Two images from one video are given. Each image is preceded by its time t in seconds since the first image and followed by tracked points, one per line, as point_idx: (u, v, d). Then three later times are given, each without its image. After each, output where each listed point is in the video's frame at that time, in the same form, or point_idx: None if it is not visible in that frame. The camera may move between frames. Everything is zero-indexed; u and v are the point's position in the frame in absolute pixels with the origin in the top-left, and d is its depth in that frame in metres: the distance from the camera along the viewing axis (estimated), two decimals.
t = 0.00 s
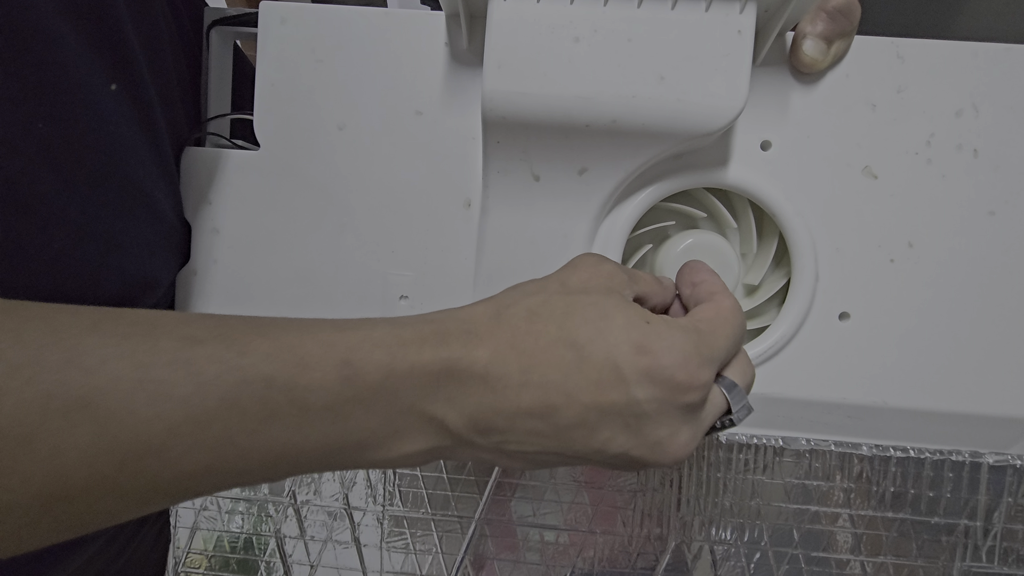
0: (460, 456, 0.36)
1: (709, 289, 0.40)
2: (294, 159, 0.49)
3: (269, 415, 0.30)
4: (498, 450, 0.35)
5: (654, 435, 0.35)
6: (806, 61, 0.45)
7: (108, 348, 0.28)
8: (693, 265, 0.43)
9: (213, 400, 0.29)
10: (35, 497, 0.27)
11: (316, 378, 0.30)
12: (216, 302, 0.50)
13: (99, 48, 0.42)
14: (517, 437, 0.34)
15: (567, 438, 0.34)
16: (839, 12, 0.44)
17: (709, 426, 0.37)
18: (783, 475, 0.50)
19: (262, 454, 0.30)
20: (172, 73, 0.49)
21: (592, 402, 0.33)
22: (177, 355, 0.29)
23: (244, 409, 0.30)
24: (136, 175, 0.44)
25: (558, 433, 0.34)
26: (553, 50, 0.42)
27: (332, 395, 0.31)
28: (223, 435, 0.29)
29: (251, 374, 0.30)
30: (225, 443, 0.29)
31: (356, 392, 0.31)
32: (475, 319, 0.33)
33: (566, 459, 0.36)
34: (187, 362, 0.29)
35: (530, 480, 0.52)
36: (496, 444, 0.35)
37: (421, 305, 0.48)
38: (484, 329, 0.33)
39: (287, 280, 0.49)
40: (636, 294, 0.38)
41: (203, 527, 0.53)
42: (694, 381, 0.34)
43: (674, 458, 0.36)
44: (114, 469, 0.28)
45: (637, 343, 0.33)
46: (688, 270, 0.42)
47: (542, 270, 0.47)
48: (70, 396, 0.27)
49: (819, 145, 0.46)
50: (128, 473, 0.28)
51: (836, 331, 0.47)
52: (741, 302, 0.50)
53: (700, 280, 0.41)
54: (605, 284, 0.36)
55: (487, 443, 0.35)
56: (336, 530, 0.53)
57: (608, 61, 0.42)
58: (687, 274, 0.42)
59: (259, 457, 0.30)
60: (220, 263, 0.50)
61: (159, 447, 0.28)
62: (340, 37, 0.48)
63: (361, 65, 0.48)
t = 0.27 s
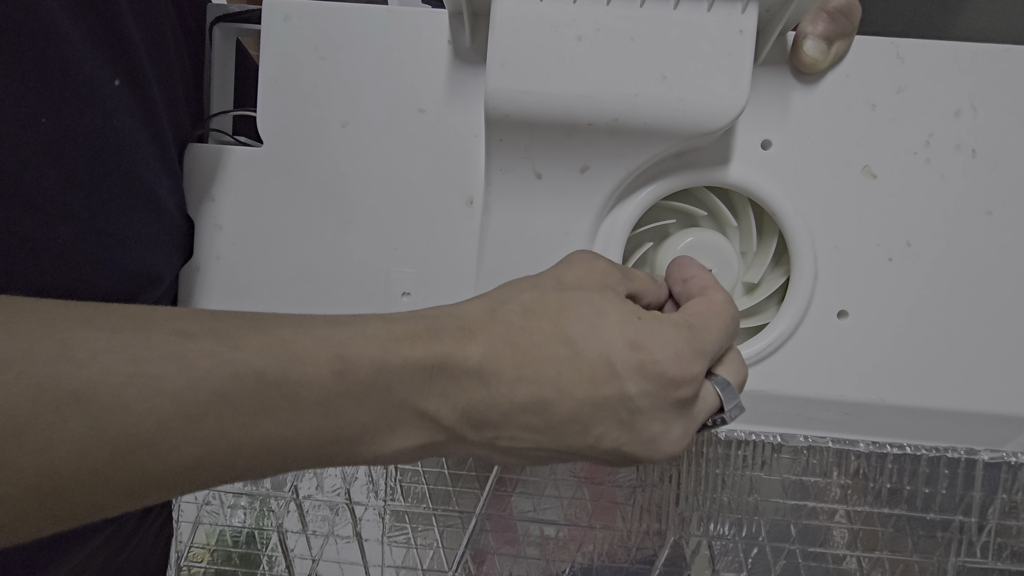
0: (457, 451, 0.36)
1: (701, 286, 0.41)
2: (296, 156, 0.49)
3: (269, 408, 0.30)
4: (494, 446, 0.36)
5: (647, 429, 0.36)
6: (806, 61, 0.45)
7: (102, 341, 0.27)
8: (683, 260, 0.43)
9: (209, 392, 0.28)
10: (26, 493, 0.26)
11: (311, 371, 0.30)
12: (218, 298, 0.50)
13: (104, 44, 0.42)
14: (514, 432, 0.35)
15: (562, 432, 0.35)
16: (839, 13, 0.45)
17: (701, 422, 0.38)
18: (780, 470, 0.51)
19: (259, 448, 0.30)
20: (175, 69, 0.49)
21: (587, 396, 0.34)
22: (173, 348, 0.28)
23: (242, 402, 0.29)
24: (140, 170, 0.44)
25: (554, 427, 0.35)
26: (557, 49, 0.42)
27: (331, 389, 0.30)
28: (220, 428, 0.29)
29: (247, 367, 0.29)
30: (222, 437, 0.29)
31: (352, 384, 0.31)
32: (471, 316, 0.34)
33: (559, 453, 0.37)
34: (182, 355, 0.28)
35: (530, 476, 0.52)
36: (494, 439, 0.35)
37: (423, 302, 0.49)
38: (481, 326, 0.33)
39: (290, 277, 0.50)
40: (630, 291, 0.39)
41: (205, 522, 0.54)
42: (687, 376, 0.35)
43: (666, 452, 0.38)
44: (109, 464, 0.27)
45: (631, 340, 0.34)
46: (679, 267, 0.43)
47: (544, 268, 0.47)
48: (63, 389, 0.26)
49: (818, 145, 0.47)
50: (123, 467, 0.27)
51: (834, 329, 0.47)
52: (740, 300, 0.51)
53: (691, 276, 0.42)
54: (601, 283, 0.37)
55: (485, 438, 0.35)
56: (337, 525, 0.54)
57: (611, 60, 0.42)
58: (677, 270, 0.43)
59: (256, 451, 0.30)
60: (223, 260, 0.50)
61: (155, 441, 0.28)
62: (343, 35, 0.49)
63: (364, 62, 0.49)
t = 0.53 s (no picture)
0: (359, 416, 0.38)
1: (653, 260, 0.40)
2: (298, 156, 0.50)
3: (232, 362, 0.34)
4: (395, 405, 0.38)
5: (547, 370, 0.36)
6: (804, 62, 0.46)
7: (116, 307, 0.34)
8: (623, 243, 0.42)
9: (189, 352, 0.33)
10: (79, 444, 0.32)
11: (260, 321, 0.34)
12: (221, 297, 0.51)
13: (108, 43, 0.42)
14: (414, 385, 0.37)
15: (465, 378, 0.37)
16: (837, 14, 0.45)
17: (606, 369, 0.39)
18: (775, 467, 0.52)
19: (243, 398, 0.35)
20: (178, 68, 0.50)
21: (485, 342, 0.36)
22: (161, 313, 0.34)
23: (212, 357, 0.34)
24: (144, 169, 0.45)
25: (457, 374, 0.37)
26: (556, 50, 0.43)
27: (273, 337, 0.35)
28: (209, 382, 0.34)
29: (211, 327, 0.34)
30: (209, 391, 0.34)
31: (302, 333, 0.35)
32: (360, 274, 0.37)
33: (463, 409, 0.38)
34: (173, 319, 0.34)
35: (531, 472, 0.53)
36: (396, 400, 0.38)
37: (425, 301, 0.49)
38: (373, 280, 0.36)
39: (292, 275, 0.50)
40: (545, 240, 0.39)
41: (209, 518, 0.54)
42: (579, 312, 0.35)
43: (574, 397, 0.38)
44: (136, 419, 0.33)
45: (522, 286, 0.35)
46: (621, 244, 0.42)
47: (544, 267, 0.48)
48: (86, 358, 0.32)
49: (816, 146, 0.47)
50: (149, 423, 0.34)
51: (829, 328, 0.48)
52: (738, 299, 0.51)
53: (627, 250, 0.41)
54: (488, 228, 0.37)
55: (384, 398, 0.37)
56: (339, 521, 0.55)
57: (610, 62, 0.43)
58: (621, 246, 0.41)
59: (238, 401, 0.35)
60: (225, 259, 0.51)
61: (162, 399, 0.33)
62: (344, 35, 0.49)
63: (365, 62, 0.49)
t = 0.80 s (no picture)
0: (344, 417, 0.40)
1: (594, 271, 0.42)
2: (299, 155, 0.50)
3: (224, 367, 0.36)
4: (378, 406, 0.40)
5: (511, 366, 0.39)
6: (804, 66, 0.46)
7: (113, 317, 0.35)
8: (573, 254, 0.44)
9: (184, 357, 0.35)
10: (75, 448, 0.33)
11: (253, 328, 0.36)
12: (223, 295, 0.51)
13: (107, 42, 0.42)
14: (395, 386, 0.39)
15: (440, 377, 0.39)
16: (839, 18, 0.45)
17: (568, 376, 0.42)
18: (769, 466, 0.52)
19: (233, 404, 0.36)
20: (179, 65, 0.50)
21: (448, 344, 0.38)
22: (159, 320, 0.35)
23: (206, 362, 0.35)
24: (144, 169, 0.45)
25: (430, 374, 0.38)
26: (556, 54, 0.43)
27: (263, 343, 0.36)
28: (202, 388, 0.36)
29: (207, 333, 0.36)
30: (201, 395, 0.36)
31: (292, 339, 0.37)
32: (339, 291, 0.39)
33: (442, 406, 0.40)
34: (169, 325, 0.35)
35: (529, 468, 0.54)
36: (382, 401, 0.39)
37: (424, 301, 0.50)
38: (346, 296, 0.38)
39: (292, 274, 0.51)
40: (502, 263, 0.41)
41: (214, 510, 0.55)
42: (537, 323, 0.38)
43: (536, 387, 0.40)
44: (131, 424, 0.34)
45: (480, 293, 0.37)
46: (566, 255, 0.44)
47: (543, 269, 0.48)
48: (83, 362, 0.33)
49: (815, 150, 0.47)
50: (142, 429, 0.35)
51: (824, 331, 0.48)
52: (735, 301, 0.52)
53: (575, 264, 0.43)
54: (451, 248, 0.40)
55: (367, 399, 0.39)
56: (339, 515, 0.55)
57: (610, 66, 0.43)
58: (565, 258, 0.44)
59: (229, 408, 0.36)
60: (227, 257, 0.51)
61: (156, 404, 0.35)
62: (344, 34, 0.49)
63: (365, 62, 0.49)
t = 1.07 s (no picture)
0: (342, 432, 0.41)
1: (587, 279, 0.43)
2: (300, 156, 0.50)
3: (221, 379, 0.37)
4: (374, 421, 0.41)
5: (502, 381, 0.40)
6: (801, 65, 0.46)
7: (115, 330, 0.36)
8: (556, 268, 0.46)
9: (181, 371, 0.36)
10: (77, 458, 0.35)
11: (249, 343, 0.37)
12: (226, 293, 0.52)
13: (107, 44, 0.43)
14: (391, 402, 0.40)
15: (434, 394, 0.40)
16: (835, 18, 0.45)
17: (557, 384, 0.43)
18: (765, 461, 0.53)
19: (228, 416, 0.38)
20: (179, 68, 0.50)
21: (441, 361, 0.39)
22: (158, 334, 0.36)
23: (203, 375, 0.37)
24: (145, 169, 0.46)
25: (425, 390, 0.40)
26: (554, 56, 0.43)
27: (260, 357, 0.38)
28: (200, 400, 0.37)
29: (205, 347, 0.37)
30: (198, 408, 0.37)
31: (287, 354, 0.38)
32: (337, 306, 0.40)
33: (437, 420, 0.41)
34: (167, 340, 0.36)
35: (529, 464, 0.55)
36: (377, 417, 0.41)
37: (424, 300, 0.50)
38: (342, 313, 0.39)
39: (295, 273, 0.51)
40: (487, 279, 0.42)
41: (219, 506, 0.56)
42: (526, 332, 0.39)
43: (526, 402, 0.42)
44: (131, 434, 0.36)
45: (478, 301, 0.39)
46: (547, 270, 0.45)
47: (542, 268, 0.48)
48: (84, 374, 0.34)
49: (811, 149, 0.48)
50: (141, 438, 0.36)
51: (820, 328, 0.49)
52: (732, 299, 0.52)
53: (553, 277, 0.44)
54: (446, 268, 0.41)
55: (363, 414, 0.41)
56: (342, 509, 0.56)
57: (607, 68, 0.43)
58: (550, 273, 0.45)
59: (224, 420, 0.38)
60: (229, 257, 0.52)
61: (155, 415, 0.36)
62: (344, 35, 0.49)
63: (365, 63, 0.49)
